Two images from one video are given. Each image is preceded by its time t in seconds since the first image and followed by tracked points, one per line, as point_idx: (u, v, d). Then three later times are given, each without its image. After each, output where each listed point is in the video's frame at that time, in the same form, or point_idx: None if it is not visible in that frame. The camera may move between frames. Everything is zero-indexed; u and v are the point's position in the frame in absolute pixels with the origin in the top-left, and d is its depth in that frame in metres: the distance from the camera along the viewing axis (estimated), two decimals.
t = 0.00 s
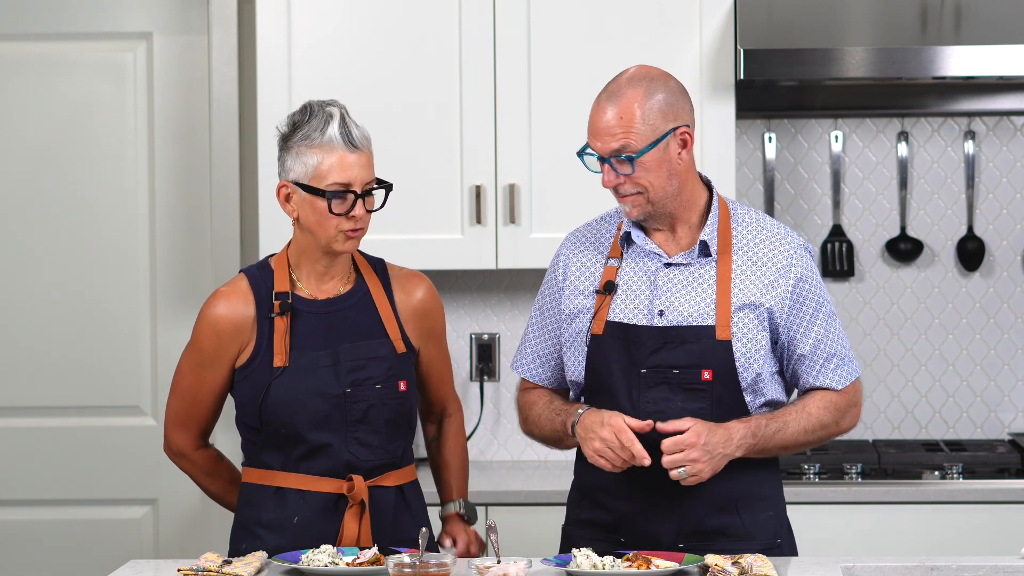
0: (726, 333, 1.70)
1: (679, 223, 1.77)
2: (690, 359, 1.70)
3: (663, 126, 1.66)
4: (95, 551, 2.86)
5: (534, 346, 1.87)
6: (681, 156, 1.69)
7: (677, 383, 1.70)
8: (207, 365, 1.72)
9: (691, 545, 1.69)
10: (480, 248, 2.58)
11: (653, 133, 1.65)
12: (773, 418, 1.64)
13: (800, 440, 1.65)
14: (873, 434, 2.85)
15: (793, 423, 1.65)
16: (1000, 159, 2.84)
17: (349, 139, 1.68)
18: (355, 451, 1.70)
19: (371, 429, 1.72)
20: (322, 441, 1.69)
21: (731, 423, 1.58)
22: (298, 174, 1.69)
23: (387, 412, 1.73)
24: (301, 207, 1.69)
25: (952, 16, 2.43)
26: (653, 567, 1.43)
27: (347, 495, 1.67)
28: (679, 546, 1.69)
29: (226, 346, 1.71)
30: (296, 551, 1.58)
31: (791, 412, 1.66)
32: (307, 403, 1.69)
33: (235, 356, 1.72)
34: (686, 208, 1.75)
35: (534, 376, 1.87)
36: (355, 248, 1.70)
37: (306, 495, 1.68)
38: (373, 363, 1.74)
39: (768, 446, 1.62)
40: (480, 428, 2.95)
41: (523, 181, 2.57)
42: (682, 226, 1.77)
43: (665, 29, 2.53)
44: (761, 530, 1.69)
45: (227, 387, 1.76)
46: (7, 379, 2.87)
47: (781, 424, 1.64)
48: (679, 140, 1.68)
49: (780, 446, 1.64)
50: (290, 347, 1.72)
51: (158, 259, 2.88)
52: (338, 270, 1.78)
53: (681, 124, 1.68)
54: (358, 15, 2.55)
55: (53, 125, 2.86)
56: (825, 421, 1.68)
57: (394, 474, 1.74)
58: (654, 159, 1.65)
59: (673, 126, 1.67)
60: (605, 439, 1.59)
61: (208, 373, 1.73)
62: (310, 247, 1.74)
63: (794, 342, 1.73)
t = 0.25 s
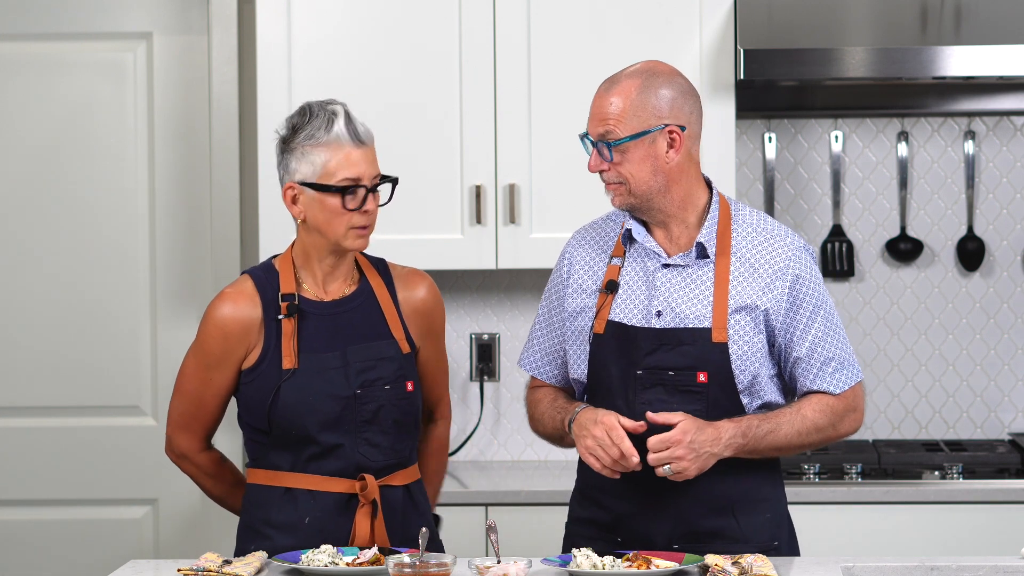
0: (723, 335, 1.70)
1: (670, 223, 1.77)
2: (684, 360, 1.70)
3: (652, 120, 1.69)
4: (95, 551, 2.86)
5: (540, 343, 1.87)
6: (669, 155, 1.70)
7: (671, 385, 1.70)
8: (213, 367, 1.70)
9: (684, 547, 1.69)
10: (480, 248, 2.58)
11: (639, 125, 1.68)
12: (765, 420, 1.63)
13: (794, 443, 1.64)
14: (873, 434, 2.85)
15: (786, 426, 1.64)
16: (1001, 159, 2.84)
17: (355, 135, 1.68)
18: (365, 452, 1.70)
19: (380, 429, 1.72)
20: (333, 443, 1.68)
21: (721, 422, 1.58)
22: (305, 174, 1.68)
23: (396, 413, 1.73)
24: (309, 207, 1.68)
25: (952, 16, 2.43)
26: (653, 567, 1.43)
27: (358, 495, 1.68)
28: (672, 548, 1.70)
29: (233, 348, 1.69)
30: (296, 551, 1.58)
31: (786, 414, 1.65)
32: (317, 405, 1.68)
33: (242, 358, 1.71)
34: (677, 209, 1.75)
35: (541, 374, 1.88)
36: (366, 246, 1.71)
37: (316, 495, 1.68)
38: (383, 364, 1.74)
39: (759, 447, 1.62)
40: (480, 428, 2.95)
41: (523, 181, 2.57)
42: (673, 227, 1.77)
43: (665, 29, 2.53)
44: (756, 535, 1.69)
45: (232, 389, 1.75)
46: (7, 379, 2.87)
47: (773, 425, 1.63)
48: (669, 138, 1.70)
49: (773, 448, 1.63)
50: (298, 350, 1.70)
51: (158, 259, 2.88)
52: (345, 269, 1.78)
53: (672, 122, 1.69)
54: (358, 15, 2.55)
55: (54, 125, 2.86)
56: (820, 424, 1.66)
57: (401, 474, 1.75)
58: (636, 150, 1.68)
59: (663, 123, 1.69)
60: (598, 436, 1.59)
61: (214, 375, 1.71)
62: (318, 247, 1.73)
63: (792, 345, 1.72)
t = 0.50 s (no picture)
0: (719, 334, 1.69)
1: (673, 221, 1.77)
2: (680, 359, 1.69)
3: (657, 115, 1.70)
4: (95, 551, 2.86)
5: (548, 338, 1.90)
6: (673, 151, 1.70)
7: (667, 384, 1.69)
8: (221, 370, 1.70)
9: (679, 547, 1.69)
10: (480, 248, 2.58)
11: (643, 120, 1.69)
12: (757, 419, 1.62)
13: (787, 445, 1.62)
14: (873, 434, 2.86)
15: (779, 427, 1.62)
16: (1000, 159, 2.84)
17: (361, 124, 1.75)
18: (372, 452, 1.70)
19: (387, 429, 1.72)
20: (340, 443, 1.68)
21: (709, 419, 1.59)
22: (320, 171, 1.72)
23: (403, 413, 1.74)
24: (328, 203, 1.72)
25: (952, 16, 2.43)
26: (653, 567, 1.43)
27: (367, 495, 1.68)
28: (667, 547, 1.70)
29: (239, 351, 1.69)
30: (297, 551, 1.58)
31: (780, 415, 1.63)
32: (325, 406, 1.68)
33: (248, 361, 1.70)
34: (681, 206, 1.75)
35: (548, 369, 1.90)
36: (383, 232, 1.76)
37: (324, 495, 1.68)
38: (388, 364, 1.74)
39: (750, 446, 1.61)
40: (480, 428, 2.95)
41: (523, 181, 2.57)
42: (677, 224, 1.77)
43: (665, 29, 2.53)
44: (752, 535, 1.68)
45: (238, 392, 1.74)
46: (7, 379, 2.87)
47: (765, 425, 1.62)
48: (674, 135, 1.70)
49: (764, 448, 1.62)
50: (304, 351, 1.70)
51: (158, 259, 2.88)
52: (349, 268, 1.79)
53: (677, 118, 1.70)
54: (358, 15, 2.55)
55: (54, 125, 2.86)
56: (815, 428, 1.63)
57: (408, 474, 1.75)
58: (639, 145, 1.69)
59: (668, 119, 1.70)
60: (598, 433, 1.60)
61: (220, 378, 1.71)
62: (328, 244, 1.75)
63: (789, 347, 1.70)
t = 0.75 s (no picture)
0: (718, 335, 1.68)
1: (677, 221, 1.77)
2: (678, 359, 1.69)
3: (663, 115, 1.69)
4: (95, 551, 2.86)
5: (554, 335, 1.90)
6: (678, 151, 1.70)
7: (666, 383, 1.69)
8: (222, 374, 1.70)
9: (677, 546, 1.70)
10: (480, 248, 2.58)
11: (648, 120, 1.69)
12: (751, 418, 1.62)
13: (780, 446, 1.62)
14: (873, 434, 2.86)
15: (772, 427, 1.62)
16: (1001, 159, 2.84)
17: (362, 122, 1.75)
18: (376, 452, 1.70)
19: (390, 429, 1.72)
20: (344, 443, 1.68)
21: (700, 416, 1.60)
22: (322, 169, 1.72)
23: (406, 412, 1.74)
24: (329, 201, 1.72)
25: (952, 16, 2.43)
26: (653, 567, 1.43)
27: (372, 495, 1.68)
28: (665, 546, 1.70)
29: (241, 353, 1.69)
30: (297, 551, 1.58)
31: (774, 416, 1.63)
32: (329, 406, 1.68)
33: (251, 362, 1.70)
34: (685, 205, 1.75)
35: (553, 366, 1.90)
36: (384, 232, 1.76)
37: (328, 495, 1.68)
38: (391, 363, 1.74)
39: (742, 445, 1.61)
40: (480, 428, 2.95)
41: (523, 181, 2.57)
42: (680, 224, 1.77)
43: (665, 29, 2.53)
44: (750, 536, 1.67)
45: (240, 396, 1.74)
46: (7, 379, 2.87)
47: (758, 424, 1.62)
48: (679, 135, 1.70)
49: (757, 448, 1.62)
50: (307, 351, 1.70)
51: (158, 260, 2.88)
52: (350, 268, 1.78)
53: (683, 118, 1.70)
54: (358, 15, 2.55)
55: (54, 124, 2.86)
56: (810, 431, 1.63)
57: (412, 473, 1.75)
58: (644, 145, 1.69)
59: (673, 119, 1.70)
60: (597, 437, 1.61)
61: (221, 381, 1.71)
62: (329, 243, 1.75)
63: (788, 350, 1.69)
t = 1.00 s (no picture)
0: (718, 335, 1.68)
1: (674, 216, 1.77)
2: (677, 359, 1.69)
3: (671, 107, 1.71)
4: (95, 551, 2.86)
5: (554, 337, 1.90)
6: (682, 145, 1.71)
7: (665, 383, 1.69)
8: (220, 374, 1.70)
9: (677, 546, 1.70)
10: (480, 248, 2.58)
11: (656, 108, 1.71)
12: (752, 421, 1.62)
13: (780, 448, 1.62)
14: (873, 434, 2.85)
15: (772, 429, 1.62)
16: (1000, 159, 2.84)
17: (358, 120, 1.76)
18: (375, 452, 1.70)
19: (389, 429, 1.72)
20: (342, 443, 1.68)
21: (700, 418, 1.59)
22: (321, 167, 1.72)
23: (405, 411, 1.74)
24: (328, 198, 1.72)
25: (952, 16, 2.43)
26: (653, 567, 1.43)
27: (370, 496, 1.68)
28: (665, 546, 1.70)
29: (239, 353, 1.69)
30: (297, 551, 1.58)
31: (774, 418, 1.63)
32: (328, 407, 1.68)
33: (248, 364, 1.70)
34: (683, 201, 1.75)
35: (555, 367, 1.90)
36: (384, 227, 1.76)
37: (327, 496, 1.68)
38: (389, 363, 1.74)
39: (741, 448, 1.61)
40: (480, 428, 2.95)
41: (523, 181, 2.57)
42: (677, 220, 1.77)
43: (665, 29, 2.53)
44: (750, 536, 1.67)
45: (238, 396, 1.74)
46: (7, 379, 2.87)
47: (758, 427, 1.62)
48: (686, 129, 1.71)
49: (756, 450, 1.62)
50: (305, 351, 1.70)
51: (158, 260, 2.88)
52: (348, 268, 1.78)
53: (690, 114, 1.71)
54: (358, 15, 2.55)
55: (53, 124, 2.86)
56: (809, 433, 1.63)
57: (411, 474, 1.75)
58: (649, 132, 1.70)
59: (681, 112, 1.71)
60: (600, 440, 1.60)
61: (219, 382, 1.71)
62: (328, 241, 1.75)
63: (787, 350, 1.69)
